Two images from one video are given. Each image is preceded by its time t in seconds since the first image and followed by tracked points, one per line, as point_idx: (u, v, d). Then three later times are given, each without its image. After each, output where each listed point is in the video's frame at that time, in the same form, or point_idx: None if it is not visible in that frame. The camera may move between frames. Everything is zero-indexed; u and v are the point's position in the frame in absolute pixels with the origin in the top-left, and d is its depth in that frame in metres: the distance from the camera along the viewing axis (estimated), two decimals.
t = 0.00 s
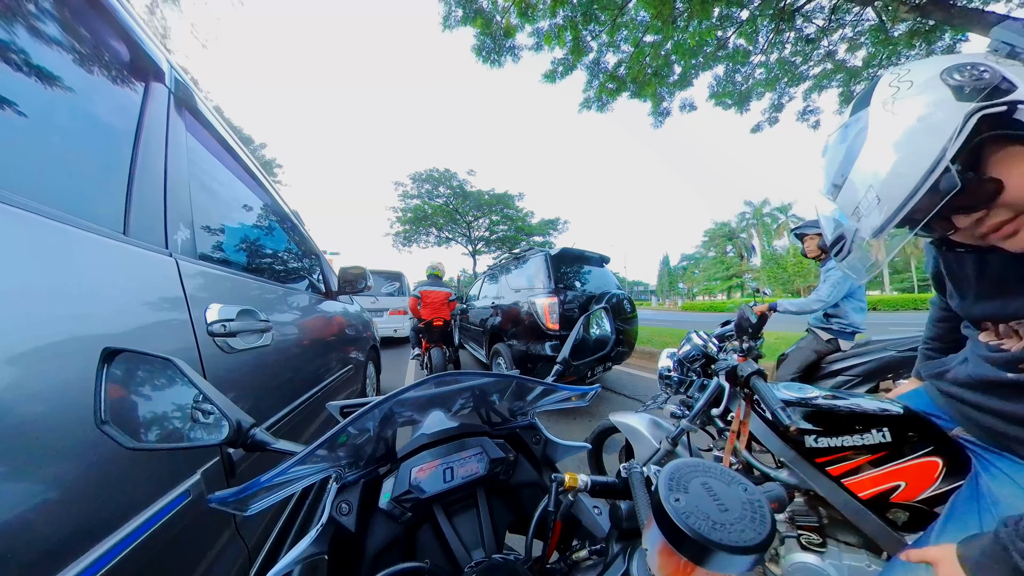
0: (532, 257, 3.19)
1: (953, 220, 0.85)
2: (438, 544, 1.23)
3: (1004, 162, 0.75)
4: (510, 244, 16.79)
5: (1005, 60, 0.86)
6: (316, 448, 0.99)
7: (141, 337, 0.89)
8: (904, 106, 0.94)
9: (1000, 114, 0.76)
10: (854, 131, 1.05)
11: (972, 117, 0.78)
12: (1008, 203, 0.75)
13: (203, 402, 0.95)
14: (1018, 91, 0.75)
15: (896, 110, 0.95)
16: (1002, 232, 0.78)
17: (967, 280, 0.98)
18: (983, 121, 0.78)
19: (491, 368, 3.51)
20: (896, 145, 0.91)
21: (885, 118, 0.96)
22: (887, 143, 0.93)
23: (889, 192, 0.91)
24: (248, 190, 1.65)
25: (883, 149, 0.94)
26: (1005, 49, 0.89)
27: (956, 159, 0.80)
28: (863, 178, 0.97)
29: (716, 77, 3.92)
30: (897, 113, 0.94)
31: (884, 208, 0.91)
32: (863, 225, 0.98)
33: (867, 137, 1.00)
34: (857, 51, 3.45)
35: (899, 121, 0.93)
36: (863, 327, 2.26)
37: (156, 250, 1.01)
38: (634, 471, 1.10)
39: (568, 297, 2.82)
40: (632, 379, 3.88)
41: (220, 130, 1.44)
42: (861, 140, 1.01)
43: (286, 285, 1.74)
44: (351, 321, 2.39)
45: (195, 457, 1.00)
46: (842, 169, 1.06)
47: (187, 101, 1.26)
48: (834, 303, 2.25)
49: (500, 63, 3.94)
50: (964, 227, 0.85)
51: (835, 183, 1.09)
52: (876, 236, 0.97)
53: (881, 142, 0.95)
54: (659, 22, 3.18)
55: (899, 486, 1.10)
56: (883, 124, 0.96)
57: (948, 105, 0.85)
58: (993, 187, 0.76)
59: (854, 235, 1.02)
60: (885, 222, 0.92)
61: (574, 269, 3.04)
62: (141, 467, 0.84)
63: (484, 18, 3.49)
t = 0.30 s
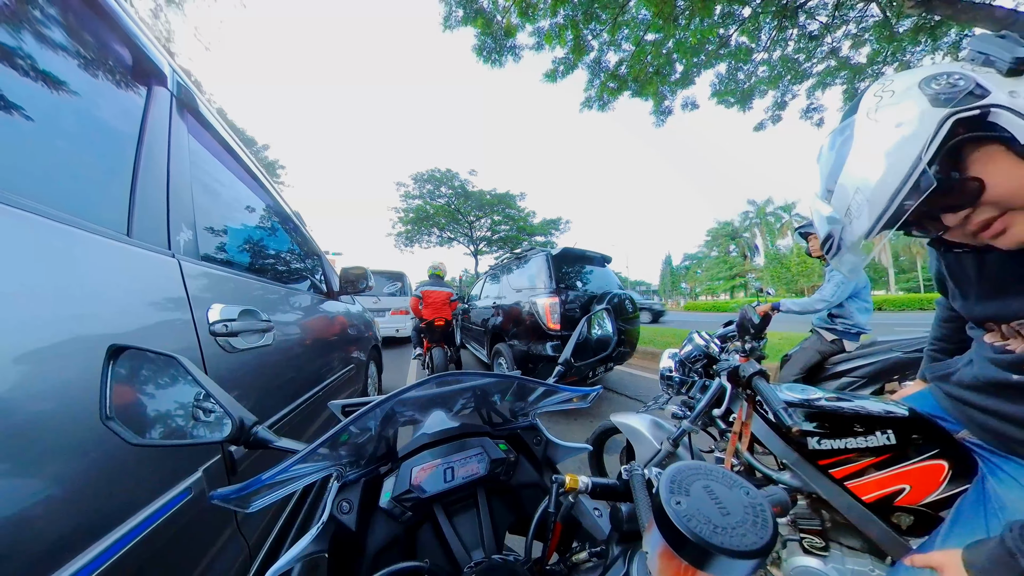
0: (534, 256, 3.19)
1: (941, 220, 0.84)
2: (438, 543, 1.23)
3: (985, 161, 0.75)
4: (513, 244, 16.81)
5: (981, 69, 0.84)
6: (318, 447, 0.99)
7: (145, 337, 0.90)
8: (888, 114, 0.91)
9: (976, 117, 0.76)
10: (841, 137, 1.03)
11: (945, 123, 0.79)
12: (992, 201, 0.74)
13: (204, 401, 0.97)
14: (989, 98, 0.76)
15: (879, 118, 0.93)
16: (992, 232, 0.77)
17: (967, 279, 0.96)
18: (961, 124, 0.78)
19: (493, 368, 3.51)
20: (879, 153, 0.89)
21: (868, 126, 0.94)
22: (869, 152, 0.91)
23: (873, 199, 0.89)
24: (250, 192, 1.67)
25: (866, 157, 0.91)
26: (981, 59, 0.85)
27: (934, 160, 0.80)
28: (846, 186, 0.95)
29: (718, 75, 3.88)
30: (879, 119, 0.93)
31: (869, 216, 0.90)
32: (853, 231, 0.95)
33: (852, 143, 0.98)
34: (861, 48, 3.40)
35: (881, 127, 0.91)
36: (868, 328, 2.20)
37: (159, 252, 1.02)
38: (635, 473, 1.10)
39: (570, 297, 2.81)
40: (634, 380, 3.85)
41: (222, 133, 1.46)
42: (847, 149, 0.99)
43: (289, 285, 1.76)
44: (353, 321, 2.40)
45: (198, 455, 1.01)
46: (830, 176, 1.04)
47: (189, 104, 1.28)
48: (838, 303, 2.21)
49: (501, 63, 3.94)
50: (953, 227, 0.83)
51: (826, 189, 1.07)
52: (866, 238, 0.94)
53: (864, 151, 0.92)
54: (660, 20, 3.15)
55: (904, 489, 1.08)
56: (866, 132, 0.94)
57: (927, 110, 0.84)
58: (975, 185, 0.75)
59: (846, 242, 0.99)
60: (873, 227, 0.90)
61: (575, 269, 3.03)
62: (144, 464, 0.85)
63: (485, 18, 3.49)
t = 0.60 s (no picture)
0: (535, 256, 3.18)
1: (949, 212, 0.82)
2: (437, 543, 1.23)
3: (997, 148, 0.74)
4: (515, 244, 16.81)
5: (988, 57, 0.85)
6: (319, 446, 1.00)
7: (148, 336, 0.91)
8: (892, 104, 0.90)
9: (984, 103, 0.77)
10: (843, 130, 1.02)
11: (953, 109, 0.79)
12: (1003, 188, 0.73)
13: (206, 399, 0.92)
14: (997, 84, 0.76)
15: (883, 108, 0.92)
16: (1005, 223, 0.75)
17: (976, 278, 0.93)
18: (970, 111, 0.78)
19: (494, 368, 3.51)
20: (885, 143, 0.87)
21: (871, 117, 0.93)
22: (874, 142, 0.90)
23: (879, 190, 0.87)
24: (252, 193, 1.69)
25: (871, 148, 0.90)
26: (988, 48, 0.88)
27: (943, 147, 0.79)
28: (850, 178, 0.93)
29: (720, 73, 3.85)
30: (883, 109, 0.91)
31: (875, 207, 0.88)
32: (858, 224, 0.92)
33: (855, 135, 0.96)
34: (865, 44, 3.35)
35: (886, 117, 0.90)
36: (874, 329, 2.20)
37: (161, 253, 1.03)
38: (636, 475, 1.08)
39: (571, 297, 2.81)
40: (636, 380, 3.83)
41: (224, 135, 1.48)
42: (850, 141, 0.97)
43: (291, 285, 1.77)
44: (355, 321, 2.42)
45: (199, 453, 1.02)
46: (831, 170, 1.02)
47: (190, 106, 1.29)
48: (843, 304, 2.18)
49: (502, 63, 3.94)
50: (961, 220, 0.81)
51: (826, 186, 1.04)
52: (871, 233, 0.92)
53: (869, 142, 0.91)
54: (661, 18, 3.13)
55: (911, 495, 1.06)
56: (870, 122, 0.92)
57: (933, 97, 0.83)
58: (984, 173, 0.75)
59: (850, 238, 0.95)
60: (880, 219, 0.88)
61: (577, 268, 3.02)
62: (147, 462, 0.86)
63: (485, 18, 3.50)
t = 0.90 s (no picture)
0: (537, 256, 3.18)
1: (971, 199, 0.74)
2: (438, 542, 1.24)
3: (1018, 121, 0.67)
4: (517, 243, 16.81)
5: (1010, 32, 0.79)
6: (321, 444, 1.01)
7: (154, 335, 0.92)
8: (907, 83, 0.88)
9: (1009, 74, 0.71)
10: (855, 119, 0.99)
11: (975, 81, 0.74)
12: None
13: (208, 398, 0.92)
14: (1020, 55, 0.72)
15: (898, 87, 0.89)
16: None
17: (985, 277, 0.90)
18: (993, 81, 0.72)
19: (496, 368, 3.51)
20: (901, 122, 0.84)
21: (886, 97, 0.90)
22: (889, 122, 0.87)
23: (896, 170, 0.82)
24: (256, 194, 1.71)
25: (886, 128, 0.87)
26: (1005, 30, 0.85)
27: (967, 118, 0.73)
28: (864, 160, 0.90)
29: (723, 71, 3.82)
30: (898, 91, 0.88)
31: (891, 187, 0.83)
32: (873, 206, 0.87)
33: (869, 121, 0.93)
34: (870, 41, 3.29)
35: (902, 98, 0.86)
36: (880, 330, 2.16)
37: (165, 254, 1.04)
38: (638, 476, 1.08)
39: (573, 297, 2.80)
40: (638, 381, 3.82)
41: (227, 137, 1.49)
42: (864, 123, 0.95)
43: (293, 285, 1.78)
44: (357, 321, 2.43)
45: (202, 451, 1.03)
46: (845, 158, 0.98)
47: (193, 109, 1.31)
48: (850, 304, 2.15)
49: (502, 63, 3.94)
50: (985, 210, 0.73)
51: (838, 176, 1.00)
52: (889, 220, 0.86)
53: (885, 121, 0.88)
54: (663, 16, 3.11)
55: (918, 500, 1.04)
56: (886, 102, 0.90)
57: (951, 72, 0.79)
58: (1011, 149, 0.67)
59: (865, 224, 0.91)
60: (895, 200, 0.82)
61: (579, 268, 3.01)
62: (151, 460, 0.87)
63: (486, 18, 3.50)
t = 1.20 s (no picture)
0: (539, 256, 3.17)
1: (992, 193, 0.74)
2: (438, 541, 1.24)
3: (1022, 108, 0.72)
4: (519, 243, 16.81)
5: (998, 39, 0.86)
6: (323, 443, 1.01)
7: (157, 335, 0.93)
8: (905, 83, 0.90)
9: (1003, 68, 0.77)
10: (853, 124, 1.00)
11: (975, 72, 0.78)
12: None
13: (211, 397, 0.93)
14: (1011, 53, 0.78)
15: (896, 88, 0.91)
16: None
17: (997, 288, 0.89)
18: (991, 74, 0.77)
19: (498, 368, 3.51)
20: (909, 115, 0.85)
21: (886, 97, 0.92)
22: (894, 118, 0.87)
23: (910, 161, 0.82)
24: (259, 196, 1.72)
25: (892, 124, 0.87)
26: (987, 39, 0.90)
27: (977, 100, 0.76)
28: (872, 158, 0.89)
29: (725, 69, 3.79)
30: (896, 92, 0.91)
31: (908, 180, 0.82)
32: (892, 198, 0.84)
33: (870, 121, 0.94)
34: (874, 37, 3.24)
35: (902, 96, 0.88)
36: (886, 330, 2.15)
37: (167, 255, 1.05)
38: (640, 478, 1.08)
39: (575, 297, 2.79)
40: (640, 381, 3.80)
41: (229, 139, 1.50)
42: (865, 124, 0.96)
43: (296, 285, 1.80)
44: (359, 321, 2.44)
45: (204, 450, 1.04)
46: (848, 160, 0.97)
47: (196, 111, 1.32)
48: (855, 305, 2.12)
49: (503, 62, 3.95)
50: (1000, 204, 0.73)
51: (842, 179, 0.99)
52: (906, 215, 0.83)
53: (890, 117, 0.88)
54: (664, 14, 3.09)
55: (924, 504, 1.01)
56: (887, 102, 0.91)
57: (949, 69, 0.83)
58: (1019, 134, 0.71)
59: (881, 218, 0.87)
60: (915, 186, 0.80)
61: (581, 268, 3.00)
62: (154, 459, 0.88)
63: (487, 19, 3.50)
